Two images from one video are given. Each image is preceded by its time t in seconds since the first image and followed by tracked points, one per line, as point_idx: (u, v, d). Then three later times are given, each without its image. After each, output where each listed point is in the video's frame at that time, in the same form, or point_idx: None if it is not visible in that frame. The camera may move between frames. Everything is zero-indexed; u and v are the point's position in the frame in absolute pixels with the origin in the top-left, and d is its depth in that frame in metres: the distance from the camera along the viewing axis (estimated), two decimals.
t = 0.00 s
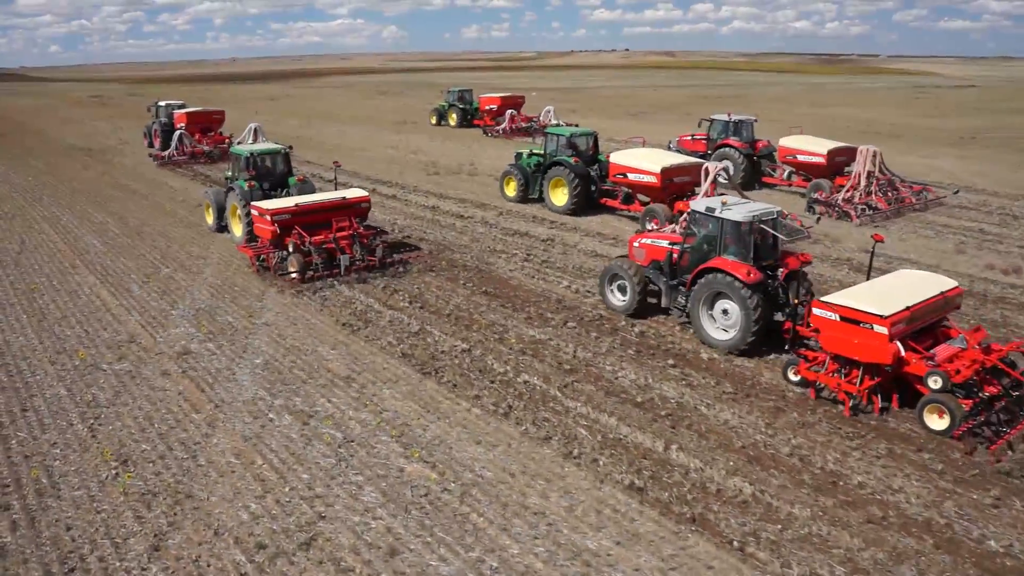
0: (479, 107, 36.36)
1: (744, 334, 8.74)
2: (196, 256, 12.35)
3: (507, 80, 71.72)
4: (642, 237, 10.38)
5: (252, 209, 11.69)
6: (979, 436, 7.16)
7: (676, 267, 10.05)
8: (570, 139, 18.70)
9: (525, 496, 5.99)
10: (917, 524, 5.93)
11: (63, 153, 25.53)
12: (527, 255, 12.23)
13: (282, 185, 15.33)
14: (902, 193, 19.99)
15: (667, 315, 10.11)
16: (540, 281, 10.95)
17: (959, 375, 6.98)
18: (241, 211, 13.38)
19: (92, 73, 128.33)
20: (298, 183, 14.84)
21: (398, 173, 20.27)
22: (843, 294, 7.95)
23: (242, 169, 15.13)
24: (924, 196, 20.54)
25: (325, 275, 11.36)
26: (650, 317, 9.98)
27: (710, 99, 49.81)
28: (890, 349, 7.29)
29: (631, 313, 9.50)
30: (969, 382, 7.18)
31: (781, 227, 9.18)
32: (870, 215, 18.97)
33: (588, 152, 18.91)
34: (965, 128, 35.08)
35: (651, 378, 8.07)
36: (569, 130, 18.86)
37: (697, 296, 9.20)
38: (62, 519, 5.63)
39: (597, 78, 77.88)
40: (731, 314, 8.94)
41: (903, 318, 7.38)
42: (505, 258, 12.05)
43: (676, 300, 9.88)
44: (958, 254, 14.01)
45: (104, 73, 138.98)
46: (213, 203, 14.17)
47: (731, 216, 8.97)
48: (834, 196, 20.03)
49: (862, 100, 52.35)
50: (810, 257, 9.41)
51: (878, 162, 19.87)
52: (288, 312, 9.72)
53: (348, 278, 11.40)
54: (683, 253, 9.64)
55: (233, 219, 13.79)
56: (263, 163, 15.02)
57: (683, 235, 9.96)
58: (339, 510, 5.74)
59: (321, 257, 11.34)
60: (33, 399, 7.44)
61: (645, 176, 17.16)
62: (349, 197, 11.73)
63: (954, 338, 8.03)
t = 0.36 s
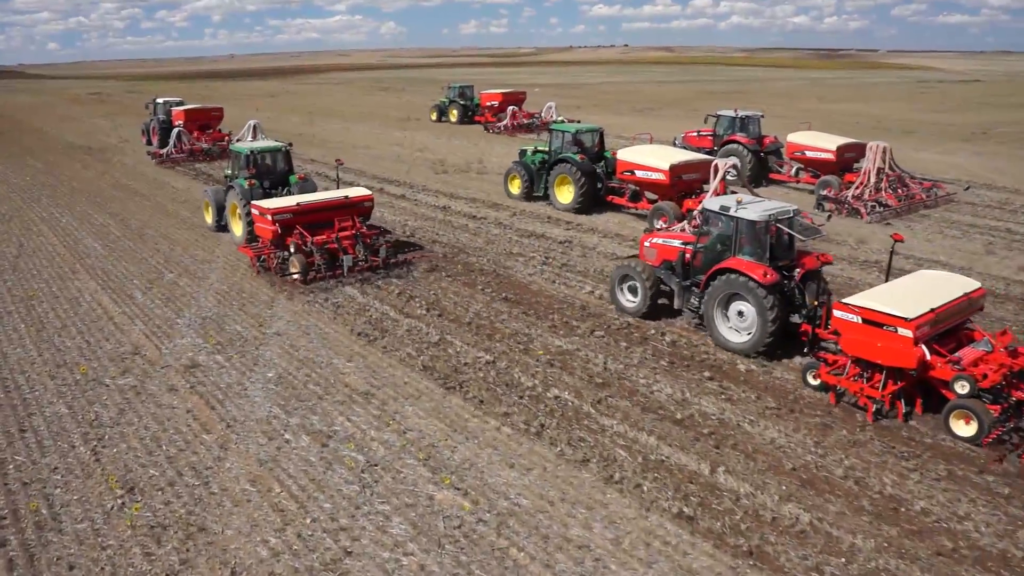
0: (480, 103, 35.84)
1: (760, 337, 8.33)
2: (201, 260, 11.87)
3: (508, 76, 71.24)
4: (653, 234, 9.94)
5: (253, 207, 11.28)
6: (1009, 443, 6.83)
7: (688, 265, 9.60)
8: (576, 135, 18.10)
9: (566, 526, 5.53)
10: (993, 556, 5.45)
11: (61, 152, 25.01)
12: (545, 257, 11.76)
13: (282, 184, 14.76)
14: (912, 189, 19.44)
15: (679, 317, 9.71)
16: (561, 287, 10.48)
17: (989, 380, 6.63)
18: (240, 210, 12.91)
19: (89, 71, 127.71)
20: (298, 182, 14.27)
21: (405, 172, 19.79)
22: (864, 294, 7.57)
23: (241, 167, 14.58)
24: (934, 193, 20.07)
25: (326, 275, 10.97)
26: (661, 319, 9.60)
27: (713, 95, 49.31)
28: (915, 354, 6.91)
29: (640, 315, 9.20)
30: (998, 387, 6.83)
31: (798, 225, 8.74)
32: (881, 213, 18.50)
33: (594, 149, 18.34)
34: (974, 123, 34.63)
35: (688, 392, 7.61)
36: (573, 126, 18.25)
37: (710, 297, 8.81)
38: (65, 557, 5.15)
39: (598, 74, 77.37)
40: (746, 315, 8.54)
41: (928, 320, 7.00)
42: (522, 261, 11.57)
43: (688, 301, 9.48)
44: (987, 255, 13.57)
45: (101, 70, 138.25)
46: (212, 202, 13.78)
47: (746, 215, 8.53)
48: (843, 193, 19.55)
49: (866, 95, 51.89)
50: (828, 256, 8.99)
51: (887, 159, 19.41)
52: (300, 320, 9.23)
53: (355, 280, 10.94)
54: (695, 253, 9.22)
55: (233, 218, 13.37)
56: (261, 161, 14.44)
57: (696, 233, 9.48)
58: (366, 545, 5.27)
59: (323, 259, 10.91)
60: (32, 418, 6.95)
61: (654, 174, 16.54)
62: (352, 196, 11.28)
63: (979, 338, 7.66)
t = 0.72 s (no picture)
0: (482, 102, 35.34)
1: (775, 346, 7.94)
2: (204, 268, 11.37)
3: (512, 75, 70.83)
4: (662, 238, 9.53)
5: (251, 211, 10.89)
6: None
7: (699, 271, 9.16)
8: (581, 135, 17.56)
9: (606, 569, 5.02)
10: None
11: (62, 154, 24.53)
12: (563, 264, 11.25)
13: (281, 185, 14.16)
14: (923, 188, 18.97)
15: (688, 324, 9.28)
16: (582, 296, 9.99)
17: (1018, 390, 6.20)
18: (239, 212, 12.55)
19: (92, 71, 127.29)
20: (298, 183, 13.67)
21: (413, 175, 19.29)
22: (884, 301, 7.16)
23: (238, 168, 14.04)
24: (947, 193, 19.54)
25: (325, 279, 10.55)
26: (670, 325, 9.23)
27: (719, 95, 48.79)
28: (939, 364, 6.49)
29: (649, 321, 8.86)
30: None
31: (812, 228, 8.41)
32: (893, 214, 17.96)
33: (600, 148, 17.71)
34: (987, 122, 34.10)
35: (725, 414, 7.10)
36: (579, 125, 17.70)
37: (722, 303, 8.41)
38: None
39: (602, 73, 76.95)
40: (759, 322, 8.15)
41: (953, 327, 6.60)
42: (539, 269, 11.07)
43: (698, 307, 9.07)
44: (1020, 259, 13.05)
45: (104, 71, 138.00)
46: (209, 203, 13.36)
47: (759, 218, 8.20)
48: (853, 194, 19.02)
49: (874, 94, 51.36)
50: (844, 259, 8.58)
51: (897, 158, 18.87)
52: (309, 333, 8.73)
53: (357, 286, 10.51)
54: (706, 256, 8.81)
55: (230, 221, 12.96)
56: (258, 162, 13.85)
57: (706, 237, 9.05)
58: None
59: (322, 262, 10.50)
60: (21, 443, 6.43)
61: (662, 174, 15.99)
62: (353, 198, 10.89)
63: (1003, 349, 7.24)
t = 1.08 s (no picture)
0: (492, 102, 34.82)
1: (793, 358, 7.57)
2: (211, 275, 10.88)
3: (525, 75, 70.24)
4: (675, 243, 9.30)
5: (252, 215, 10.77)
6: None
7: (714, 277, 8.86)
8: (591, 136, 16.96)
9: None
10: None
11: (70, 155, 24.13)
12: (585, 273, 10.71)
13: (283, 187, 13.64)
14: (943, 190, 18.23)
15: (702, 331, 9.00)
16: (608, 309, 9.45)
17: None
18: (240, 215, 12.35)
19: (105, 71, 127.64)
20: (301, 185, 13.15)
21: (426, 177, 18.77)
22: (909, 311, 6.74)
23: (240, 169, 13.54)
24: (967, 194, 18.88)
25: (326, 284, 10.32)
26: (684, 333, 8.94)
27: (734, 95, 48.15)
28: (969, 380, 6.07)
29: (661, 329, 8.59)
30: None
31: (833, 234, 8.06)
32: (911, 216, 17.34)
33: (610, 150, 17.22)
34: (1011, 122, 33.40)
35: (770, 441, 6.55)
36: (589, 126, 17.12)
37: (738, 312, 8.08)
38: None
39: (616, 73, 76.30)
40: (777, 331, 7.80)
41: (983, 339, 6.18)
42: (561, 278, 10.53)
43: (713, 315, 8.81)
44: None
45: (117, 71, 138.19)
46: (211, 206, 13.11)
47: (777, 223, 7.86)
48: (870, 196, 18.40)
49: (891, 94, 50.59)
50: (867, 267, 8.24)
51: (915, 158, 18.23)
52: (320, 348, 8.22)
53: (359, 290, 10.26)
54: (722, 262, 8.58)
55: (232, 224, 12.72)
56: (258, 164, 13.32)
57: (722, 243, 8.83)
58: None
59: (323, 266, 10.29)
60: (7, 473, 5.93)
61: (674, 176, 15.43)
62: (355, 200, 10.70)
63: None
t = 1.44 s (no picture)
0: (501, 101, 34.29)
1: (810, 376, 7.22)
2: (215, 285, 10.37)
3: (536, 75, 69.74)
4: (685, 249, 8.90)
5: (251, 218, 10.46)
6: None
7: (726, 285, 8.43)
8: (602, 137, 16.43)
9: None
10: None
11: (76, 155, 23.73)
12: (608, 284, 10.15)
13: (282, 189, 13.18)
14: (962, 193, 17.46)
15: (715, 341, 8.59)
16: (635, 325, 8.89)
17: None
18: (239, 216, 12.01)
19: (116, 70, 127.58)
20: (302, 187, 12.70)
21: (439, 179, 18.24)
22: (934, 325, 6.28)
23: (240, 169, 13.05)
24: (987, 196, 18.20)
25: (327, 289, 9.97)
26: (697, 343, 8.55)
27: (749, 95, 47.48)
28: (999, 400, 5.62)
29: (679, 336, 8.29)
30: None
31: (851, 242, 7.70)
32: (930, 220, 16.70)
33: (621, 151, 16.77)
34: None
35: (818, 476, 5.99)
36: (600, 126, 16.60)
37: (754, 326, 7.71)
38: None
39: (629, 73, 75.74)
40: (793, 347, 7.44)
41: (1012, 357, 5.74)
42: (583, 288, 9.98)
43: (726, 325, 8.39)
44: None
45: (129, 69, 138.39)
46: (210, 207, 12.74)
47: (795, 230, 7.42)
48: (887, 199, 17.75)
49: (909, 94, 49.81)
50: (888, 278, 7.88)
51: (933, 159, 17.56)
52: (328, 367, 7.69)
53: (359, 296, 9.89)
54: (735, 270, 8.17)
55: (231, 226, 12.38)
56: (257, 166, 12.86)
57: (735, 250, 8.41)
58: None
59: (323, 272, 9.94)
60: None
61: (687, 178, 14.90)
62: (357, 202, 10.43)
63: None
